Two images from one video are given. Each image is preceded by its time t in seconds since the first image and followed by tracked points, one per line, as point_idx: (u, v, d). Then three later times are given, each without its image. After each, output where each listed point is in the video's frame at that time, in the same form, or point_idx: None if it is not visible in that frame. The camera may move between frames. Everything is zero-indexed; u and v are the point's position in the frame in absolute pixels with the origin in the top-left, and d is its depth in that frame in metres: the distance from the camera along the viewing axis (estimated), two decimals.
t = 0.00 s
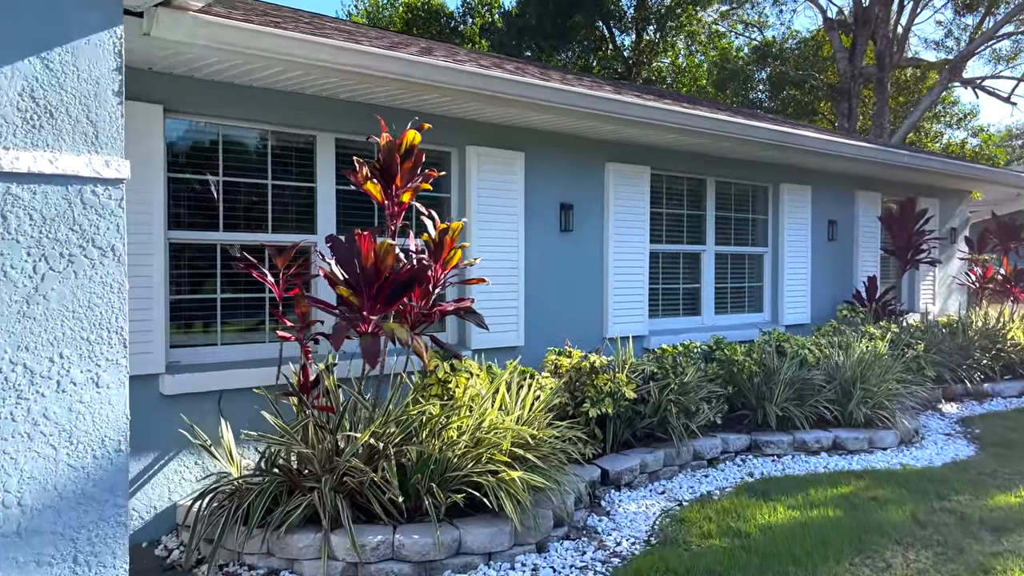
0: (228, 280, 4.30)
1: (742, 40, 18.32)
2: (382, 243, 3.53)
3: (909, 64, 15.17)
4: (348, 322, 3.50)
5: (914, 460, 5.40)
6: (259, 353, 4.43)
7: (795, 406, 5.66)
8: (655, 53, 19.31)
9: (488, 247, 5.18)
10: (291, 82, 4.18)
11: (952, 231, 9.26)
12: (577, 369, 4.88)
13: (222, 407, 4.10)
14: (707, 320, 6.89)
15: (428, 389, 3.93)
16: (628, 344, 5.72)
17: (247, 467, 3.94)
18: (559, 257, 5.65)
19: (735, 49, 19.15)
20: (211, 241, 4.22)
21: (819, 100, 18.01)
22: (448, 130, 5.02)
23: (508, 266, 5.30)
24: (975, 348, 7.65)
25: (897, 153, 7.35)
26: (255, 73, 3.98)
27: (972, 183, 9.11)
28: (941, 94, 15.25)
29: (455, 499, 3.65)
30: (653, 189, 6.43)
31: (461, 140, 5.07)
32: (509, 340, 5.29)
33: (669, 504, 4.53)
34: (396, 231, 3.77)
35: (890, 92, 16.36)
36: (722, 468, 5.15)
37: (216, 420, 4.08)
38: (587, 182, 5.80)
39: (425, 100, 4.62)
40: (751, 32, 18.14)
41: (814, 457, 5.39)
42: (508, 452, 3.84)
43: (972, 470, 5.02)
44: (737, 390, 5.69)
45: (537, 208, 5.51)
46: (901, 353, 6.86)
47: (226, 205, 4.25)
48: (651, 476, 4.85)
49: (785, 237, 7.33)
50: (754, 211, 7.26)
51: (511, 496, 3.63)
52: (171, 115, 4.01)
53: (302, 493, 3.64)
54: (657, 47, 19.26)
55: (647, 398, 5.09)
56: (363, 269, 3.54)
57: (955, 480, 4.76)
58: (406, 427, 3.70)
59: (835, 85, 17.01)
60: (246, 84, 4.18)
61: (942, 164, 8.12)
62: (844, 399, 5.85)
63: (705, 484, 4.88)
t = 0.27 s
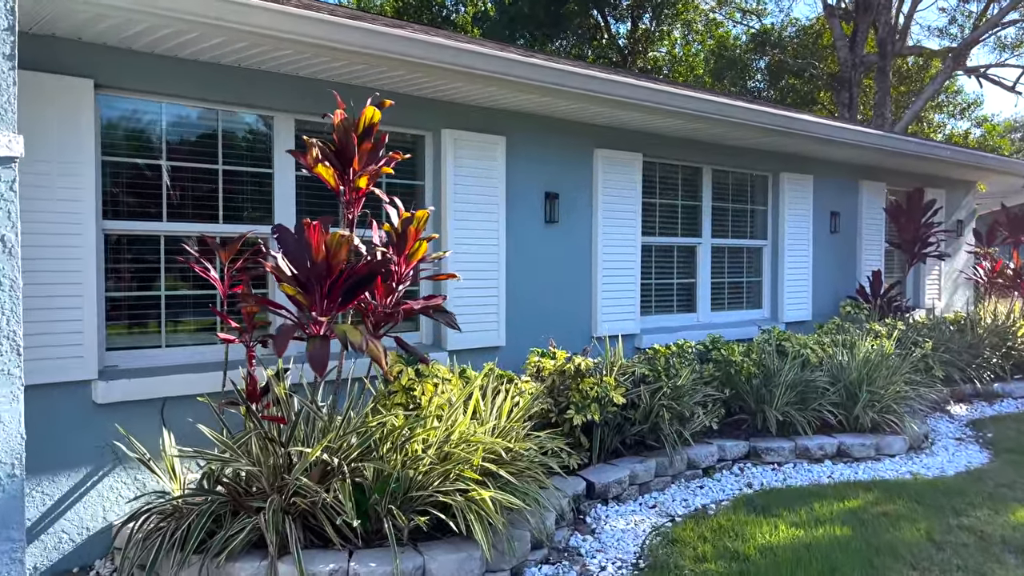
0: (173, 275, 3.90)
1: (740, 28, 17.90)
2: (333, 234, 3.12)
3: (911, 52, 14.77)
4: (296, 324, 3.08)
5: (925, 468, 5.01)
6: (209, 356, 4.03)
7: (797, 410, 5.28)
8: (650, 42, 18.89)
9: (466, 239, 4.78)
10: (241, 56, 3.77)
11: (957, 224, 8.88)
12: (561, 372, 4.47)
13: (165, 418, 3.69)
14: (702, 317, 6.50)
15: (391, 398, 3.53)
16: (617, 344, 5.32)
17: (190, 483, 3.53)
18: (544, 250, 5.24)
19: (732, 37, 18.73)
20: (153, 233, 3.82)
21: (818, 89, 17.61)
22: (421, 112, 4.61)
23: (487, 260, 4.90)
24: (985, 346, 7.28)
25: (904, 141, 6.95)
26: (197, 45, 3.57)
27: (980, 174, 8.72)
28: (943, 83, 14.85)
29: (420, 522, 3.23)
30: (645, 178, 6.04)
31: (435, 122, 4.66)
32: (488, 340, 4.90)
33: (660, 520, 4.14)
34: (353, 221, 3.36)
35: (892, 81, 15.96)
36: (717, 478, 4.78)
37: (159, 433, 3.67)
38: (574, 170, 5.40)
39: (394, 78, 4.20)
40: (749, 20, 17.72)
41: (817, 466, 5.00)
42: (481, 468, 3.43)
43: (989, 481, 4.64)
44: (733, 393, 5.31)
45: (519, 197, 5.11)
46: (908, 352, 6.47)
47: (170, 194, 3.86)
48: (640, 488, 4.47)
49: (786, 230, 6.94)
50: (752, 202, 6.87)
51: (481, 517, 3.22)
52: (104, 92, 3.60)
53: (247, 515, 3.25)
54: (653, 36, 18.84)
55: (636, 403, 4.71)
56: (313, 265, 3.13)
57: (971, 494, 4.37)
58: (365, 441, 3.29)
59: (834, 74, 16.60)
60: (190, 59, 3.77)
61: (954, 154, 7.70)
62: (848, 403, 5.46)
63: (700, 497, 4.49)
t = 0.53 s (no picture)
0: (102, 270, 3.54)
1: (737, 14, 17.46)
2: (263, 225, 2.72)
3: (912, 39, 14.36)
4: (223, 330, 2.67)
5: (934, 480, 4.62)
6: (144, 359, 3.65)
7: (797, 415, 4.88)
8: (645, 28, 18.45)
9: (436, 232, 4.36)
10: (175, 22, 3.37)
11: (961, 215, 8.49)
12: (539, 377, 4.06)
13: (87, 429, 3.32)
14: (695, 314, 6.10)
15: (338, 410, 3.12)
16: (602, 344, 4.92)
17: (111, 505, 3.08)
18: (523, 242, 4.82)
19: (729, 24, 18.30)
20: (77, 222, 3.46)
21: (816, 77, 17.19)
22: (385, 90, 4.20)
23: (460, 255, 4.48)
24: (993, 344, 6.89)
25: (910, 127, 6.55)
26: (122, 8, 3.16)
27: (988, 163, 8.32)
28: (945, 71, 14.44)
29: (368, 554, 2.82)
30: (634, 166, 5.63)
31: (401, 101, 4.26)
32: (460, 341, 4.49)
33: (646, 541, 3.74)
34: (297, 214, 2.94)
35: (892, 69, 15.55)
36: (710, 491, 4.39)
37: (81, 447, 3.28)
38: (556, 156, 4.98)
39: (352, 51, 3.80)
40: (745, 7, 17.28)
41: (818, 477, 4.62)
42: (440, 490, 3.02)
43: (1006, 496, 4.25)
44: (728, 398, 4.92)
45: (496, 185, 4.69)
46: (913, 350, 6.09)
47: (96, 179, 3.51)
48: (625, 504, 4.08)
49: (784, 220, 6.54)
50: (748, 192, 6.46)
51: (438, 549, 2.81)
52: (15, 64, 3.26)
53: (171, 546, 2.83)
54: (646, 23, 18.41)
55: (620, 409, 4.32)
56: (243, 262, 2.72)
57: (988, 512, 3.98)
58: (307, 461, 2.87)
59: (833, 62, 16.18)
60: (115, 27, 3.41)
61: (963, 140, 7.30)
62: (852, 408, 5.07)
63: (692, 513, 4.10)
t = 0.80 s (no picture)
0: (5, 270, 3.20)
1: None
2: (169, 214, 2.28)
3: (911, 23, 13.95)
4: (125, 339, 2.26)
5: (944, 492, 4.24)
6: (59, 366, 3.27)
7: (795, 421, 4.49)
8: (638, 13, 17.99)
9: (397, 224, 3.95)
10: None
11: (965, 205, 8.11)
12: (511, 383, 3.64)
13: None
14: (686, 311, 5.70)
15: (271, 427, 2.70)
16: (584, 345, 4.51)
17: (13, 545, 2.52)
18: (497, 234, 4.40)
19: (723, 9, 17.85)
20: None
21: (812, 63, 16.77)
22: (342, 64, 3.78)
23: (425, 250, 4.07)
24: (1001, 341, 6.51)
25: (916, 110, 6.14)
26: None
27: (994, 150, 7.93)
28: (945, 56, 14.03)
29: None
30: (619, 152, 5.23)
31: (359, 77, 3.84)
32: (426, 343, 4.08)
33: (629, 567, 3.34)
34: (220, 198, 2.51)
35: (890, 55, 15.15)
36: (699, 507, 4.00)
37: None
38: (534, 139, 4.57)
39: (299, 19, 3.37)
40: None
41: (818, 489, 4.23)
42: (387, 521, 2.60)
43: None
44: (720, 404, 4.52)
45: (466, 170, 4.27)
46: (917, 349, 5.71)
47: None
48: (607, 523, 3.68)
49: (781, 210, 6.14)
50: (742, 179, 6.06)
51: None
52: None
53: None
54: (639, 8, 17.96)
55: (602, 418, 3.92)
56: (149, 257, 2.29)
57: (1008, 532, 3.60)
58: (230, 489, 2.47)
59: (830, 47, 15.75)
60: None
61: (971, 125, 6.88)
62: (854, 413, 4.69)
63: (680, 533, 3.70)
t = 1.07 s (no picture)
0: None
1: None
2: (28, 198, 1.88)
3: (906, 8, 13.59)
4: None
5: (949, 507, 3.88)
6: None
7: (788, 428, 4.13)
8: None
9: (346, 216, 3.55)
10: None
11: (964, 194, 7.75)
12: (471, 391, 3.25)
13: None
14: (671, 308, 5.32)
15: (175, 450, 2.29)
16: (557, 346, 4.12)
17: None
18: (462, 224, 4.01)
19: None
20: None
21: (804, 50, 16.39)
22: (283, 34, 3.36)
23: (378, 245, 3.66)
24: (1004, 338, 6.17)
25: (916, 93, 5.77)
26: None
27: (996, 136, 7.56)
28: (940, 42, 13.67)
29: None
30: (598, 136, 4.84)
31: (302, 50, 3.42)
32: (380, 345, 3.68)
33: None
34: (106, 180, 2.14)
35: (884, 42, 14.80)
36: (683, 525, 3.63)
37: None
38: (503, 120, 4.16)
39: None
40: None
41: (813, 504, 3.87)
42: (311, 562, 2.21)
43: None
44: (706, 408, 4.15)
45: (427, 154, 3.86)
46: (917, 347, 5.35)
47: None
48: (579, 547, 3.30)
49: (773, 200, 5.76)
50: (732, 167, 5.68)
51: None
52: None
53: None
54: None
55: (576, 428, 3.54)
56: (8, 249, 1.89)
57: None
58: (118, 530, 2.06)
59: (823, 33, 15.39)
60: None
61: (972, 110, 6.52)
62: (851, 419, 4.32)
63: (660, 557, 3.32)
